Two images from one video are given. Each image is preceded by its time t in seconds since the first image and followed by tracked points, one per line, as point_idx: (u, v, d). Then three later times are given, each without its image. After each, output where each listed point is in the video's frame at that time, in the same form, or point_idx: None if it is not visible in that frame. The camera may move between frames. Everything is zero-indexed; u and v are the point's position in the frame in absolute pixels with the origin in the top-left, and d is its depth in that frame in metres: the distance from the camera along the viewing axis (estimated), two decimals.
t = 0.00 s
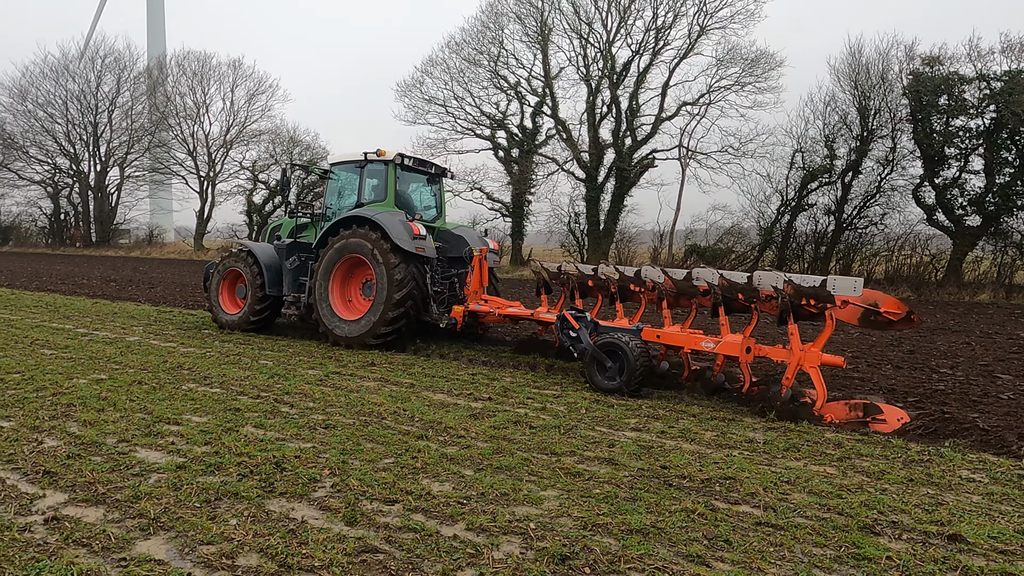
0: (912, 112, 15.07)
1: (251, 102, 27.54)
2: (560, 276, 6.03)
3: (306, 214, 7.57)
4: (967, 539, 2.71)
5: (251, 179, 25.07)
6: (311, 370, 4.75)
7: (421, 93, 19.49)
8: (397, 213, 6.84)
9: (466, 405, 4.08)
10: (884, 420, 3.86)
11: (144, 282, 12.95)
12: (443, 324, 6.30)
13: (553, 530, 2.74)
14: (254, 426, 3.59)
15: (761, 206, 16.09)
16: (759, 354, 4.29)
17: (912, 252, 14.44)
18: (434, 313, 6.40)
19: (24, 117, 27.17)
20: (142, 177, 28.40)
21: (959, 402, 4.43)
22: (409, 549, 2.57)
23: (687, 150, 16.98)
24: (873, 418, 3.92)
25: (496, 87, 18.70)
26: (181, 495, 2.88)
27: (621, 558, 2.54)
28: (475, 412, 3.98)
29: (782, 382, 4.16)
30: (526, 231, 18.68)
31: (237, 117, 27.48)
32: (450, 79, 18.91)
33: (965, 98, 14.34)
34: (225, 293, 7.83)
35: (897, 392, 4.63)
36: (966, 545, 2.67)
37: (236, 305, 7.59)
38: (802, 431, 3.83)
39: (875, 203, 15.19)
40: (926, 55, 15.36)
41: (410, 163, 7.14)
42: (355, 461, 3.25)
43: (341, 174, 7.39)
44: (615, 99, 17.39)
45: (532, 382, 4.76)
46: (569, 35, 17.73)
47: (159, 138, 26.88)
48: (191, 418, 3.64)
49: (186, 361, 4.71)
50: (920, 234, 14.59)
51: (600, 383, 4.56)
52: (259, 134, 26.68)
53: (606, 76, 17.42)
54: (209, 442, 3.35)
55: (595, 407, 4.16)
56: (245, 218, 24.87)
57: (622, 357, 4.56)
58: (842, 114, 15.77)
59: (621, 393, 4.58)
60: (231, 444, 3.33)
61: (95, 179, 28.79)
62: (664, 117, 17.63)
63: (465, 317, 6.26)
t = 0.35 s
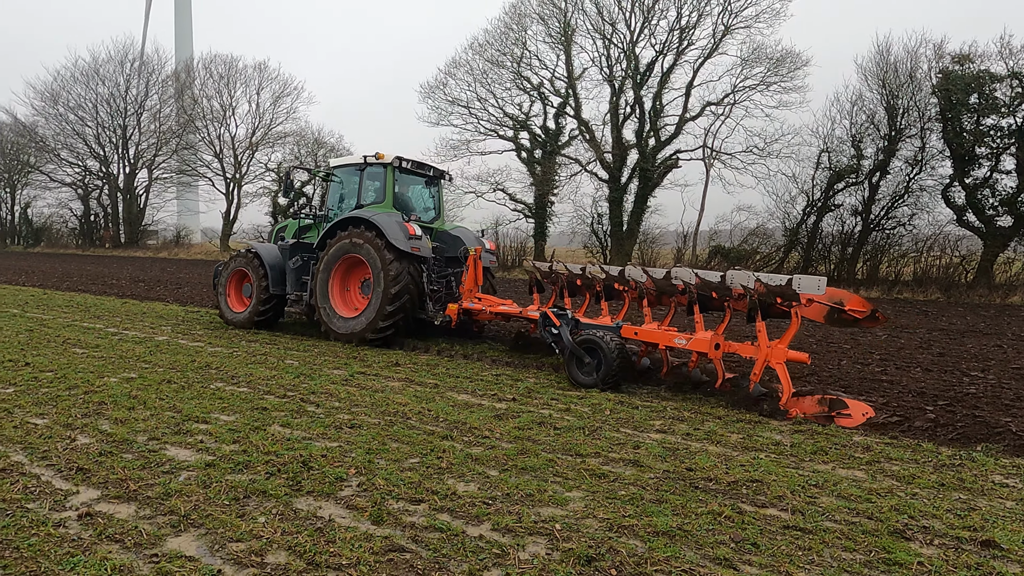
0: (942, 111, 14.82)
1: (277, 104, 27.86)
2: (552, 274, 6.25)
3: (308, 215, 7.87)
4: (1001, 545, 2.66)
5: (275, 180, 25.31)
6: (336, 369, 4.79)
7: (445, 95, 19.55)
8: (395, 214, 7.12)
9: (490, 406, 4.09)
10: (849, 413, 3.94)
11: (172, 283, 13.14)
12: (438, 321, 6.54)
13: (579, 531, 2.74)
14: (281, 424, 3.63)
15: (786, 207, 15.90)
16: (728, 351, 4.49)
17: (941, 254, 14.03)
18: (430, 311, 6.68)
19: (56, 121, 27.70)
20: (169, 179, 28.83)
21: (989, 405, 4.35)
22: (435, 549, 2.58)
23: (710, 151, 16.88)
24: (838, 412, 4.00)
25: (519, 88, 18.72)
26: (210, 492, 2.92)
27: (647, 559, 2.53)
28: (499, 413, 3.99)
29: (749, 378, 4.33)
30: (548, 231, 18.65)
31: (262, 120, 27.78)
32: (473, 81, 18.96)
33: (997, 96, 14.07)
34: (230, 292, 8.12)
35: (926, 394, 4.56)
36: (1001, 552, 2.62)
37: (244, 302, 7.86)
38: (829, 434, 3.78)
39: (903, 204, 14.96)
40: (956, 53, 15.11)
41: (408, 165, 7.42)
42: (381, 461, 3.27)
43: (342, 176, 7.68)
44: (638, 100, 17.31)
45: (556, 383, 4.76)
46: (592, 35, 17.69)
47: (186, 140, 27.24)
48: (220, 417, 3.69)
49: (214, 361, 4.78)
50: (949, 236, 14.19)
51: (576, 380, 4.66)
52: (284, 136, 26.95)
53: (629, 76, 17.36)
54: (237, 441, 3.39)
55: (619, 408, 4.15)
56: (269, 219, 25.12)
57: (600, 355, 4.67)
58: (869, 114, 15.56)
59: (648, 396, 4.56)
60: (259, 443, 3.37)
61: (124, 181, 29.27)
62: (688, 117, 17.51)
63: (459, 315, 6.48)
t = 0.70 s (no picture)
0: (976, 111, 14.55)
1: (304, 108, 28.15)
2: (546, 276, 6.38)
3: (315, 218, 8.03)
4: None
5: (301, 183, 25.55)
6: (363, 372, 4.81)
7: (470, 98, 19.60)
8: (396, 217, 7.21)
9: (517, 409, 4.08)
10: (820, 410, 4.02)
11: (202, 285, 13.32)
12: (438, 321, 6.79)
13: (606, 537, 2.72)
14: (309, 426, 3.66)
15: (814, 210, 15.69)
16: (704, 348, 4.61)
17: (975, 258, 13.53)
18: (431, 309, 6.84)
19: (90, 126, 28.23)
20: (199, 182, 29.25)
21: None
22: (463, 553, 2.57)
23: (738, 153, 16.72)
24: (810, 408, 4.09)
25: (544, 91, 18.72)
26: (240, 493, 2.94)
27: (676, 566, 2.50)
28: (526, 416, 3.98)
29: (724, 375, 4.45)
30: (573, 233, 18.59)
31: (290, 124, 28.08)
32: (499, 84, 19.00)
33: None
34: (242, 291, 8.38)
35: (960, 400, 4.46)
36: None
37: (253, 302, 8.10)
38: (861, 440, 3.72)
39: (936, 206, 14.70)
40: (991, 52, 14.83)
41: (410, 170, 7.51)
42: (408, 464, 3.27)
43: (348, 180, 7.81)
44: (665, 102, 17.21)
45: (582, 386, 4.75)
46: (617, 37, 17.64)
47: (216, 144, 27.60)
48: (249, 418, 3.73)
49: (243, 362, 4.84)
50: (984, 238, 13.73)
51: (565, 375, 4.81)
52: (312, 140, 27.25)
53: (656, 78, 17.28)
54: (267, 442, 3.42)
55: (646, 412, 4.12)
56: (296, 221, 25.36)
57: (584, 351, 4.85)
58: (900, 114, 15.31)
59: (674, 400, 4.52)
60: (288, 445, 3.39)
61: (155, 184, 29.72)
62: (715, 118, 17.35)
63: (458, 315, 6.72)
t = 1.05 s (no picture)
0: (1017, 110, 14.22)
1: (335, 111, 28.41)
2: (544, 276, 6.39)
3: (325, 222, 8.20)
4: None
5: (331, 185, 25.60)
6: (392, 374, 4.81)
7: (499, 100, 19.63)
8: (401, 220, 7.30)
9: (546, 413, 4.04)
10: (799, 408, 4.13)
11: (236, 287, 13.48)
12: (441, 321, 6.87)
13: (639, 545, 2.66)
14: (338, 428, 3.66)
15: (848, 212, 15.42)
16: (685, 347, 4.69)
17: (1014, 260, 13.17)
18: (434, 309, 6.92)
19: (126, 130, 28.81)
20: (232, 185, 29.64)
21: None
22: (493, 559, 2.53)
23: (770, 154, 16.51)
24: (788, 406, 4.20)
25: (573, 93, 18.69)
26: (270, 496, 2.93)
27: None
28: (555, 420, 3.94)
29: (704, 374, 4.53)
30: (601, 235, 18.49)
31: (321, 127, 28.33)
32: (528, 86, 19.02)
33: None
34: (257, 291, 8.64)
35: (1002, 409, 4.32)
36: None
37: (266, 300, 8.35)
38: (899, 448, 3.62)
39: (975, 207, 14.38)
40: None
41: (415, 174, 7.58)
42: (437, 468, 3.25)
43: (356, 185, 7.96)
44: (695, 103, 17.07)
45: (611, 391, 4.70)
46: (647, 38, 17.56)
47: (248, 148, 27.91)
48: (279, 420, 3.74)
49: (274, 364, 4.86)
50: None
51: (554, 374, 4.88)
52: (342, 143, 27.51)
53: (686, 79, 17.16)
54: (296, 445, 3.42)
55: (678, 417, 4.06)
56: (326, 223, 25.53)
57: (572, 350, 4.94)
58: (938, 114, 15.03)
59: (705, 404, 4.45)
60: (318, 447, 3.39)
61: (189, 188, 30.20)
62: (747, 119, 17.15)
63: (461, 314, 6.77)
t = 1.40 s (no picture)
0: None
1: (364, 114, 28.60)
2: (546, 277, 6.49)
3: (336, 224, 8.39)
4: None
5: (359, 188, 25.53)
6: (420, 377, 4.79)
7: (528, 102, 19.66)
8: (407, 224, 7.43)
9: (575, 418, 4.00)
10: (778, 405, 4.22)
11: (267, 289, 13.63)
12: (444, 320, 7.06)
13: (671, 555, 2.59)
14: (366, 432, 3.64)
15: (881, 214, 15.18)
16: (670, 346, 4.79)
17: None
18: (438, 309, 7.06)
19: (161, 134, 29.37)
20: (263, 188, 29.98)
21: None
22: (522, 568, 2.47)
23: (802, 155, 16.31)
24: (769, 403, 4.28)
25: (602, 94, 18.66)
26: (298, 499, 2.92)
27: None
28: (584, 425, 3.89)
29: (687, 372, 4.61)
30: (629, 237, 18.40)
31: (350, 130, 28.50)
32: (556, 87, 19.04)
33: None
34: (269, 291, 8.79)
35: None
36: None
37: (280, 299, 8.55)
38: (941, 457, 3.51)
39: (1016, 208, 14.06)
40: None
41: (422, 178, 7.70)
42: (465, 472, 3.22)
43: (365, 189, 8.11)
44: (725, 103, 16.94)
45: (641, 395, 4.64)
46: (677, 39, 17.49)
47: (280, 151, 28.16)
48: (307, 422, 3.73)
49: (304, 366, 4.87)
50: None
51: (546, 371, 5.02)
52: (371, 146, 27.68)
53: (716, 80, 17.05)
54: (325, 447, 3.40)
55: (710, 423, 3.99)
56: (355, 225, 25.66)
57: (562, 348, 5.07)
58: (977, 113, 14.77)
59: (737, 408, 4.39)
60: (346, 450, 3.37)
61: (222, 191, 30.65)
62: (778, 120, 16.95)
63: (464, 314, 6.96)
